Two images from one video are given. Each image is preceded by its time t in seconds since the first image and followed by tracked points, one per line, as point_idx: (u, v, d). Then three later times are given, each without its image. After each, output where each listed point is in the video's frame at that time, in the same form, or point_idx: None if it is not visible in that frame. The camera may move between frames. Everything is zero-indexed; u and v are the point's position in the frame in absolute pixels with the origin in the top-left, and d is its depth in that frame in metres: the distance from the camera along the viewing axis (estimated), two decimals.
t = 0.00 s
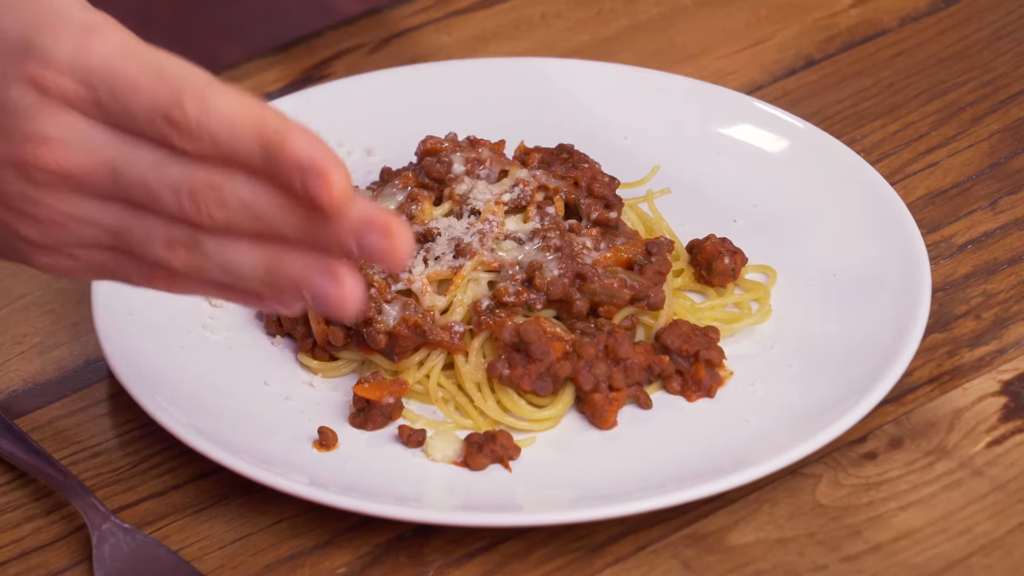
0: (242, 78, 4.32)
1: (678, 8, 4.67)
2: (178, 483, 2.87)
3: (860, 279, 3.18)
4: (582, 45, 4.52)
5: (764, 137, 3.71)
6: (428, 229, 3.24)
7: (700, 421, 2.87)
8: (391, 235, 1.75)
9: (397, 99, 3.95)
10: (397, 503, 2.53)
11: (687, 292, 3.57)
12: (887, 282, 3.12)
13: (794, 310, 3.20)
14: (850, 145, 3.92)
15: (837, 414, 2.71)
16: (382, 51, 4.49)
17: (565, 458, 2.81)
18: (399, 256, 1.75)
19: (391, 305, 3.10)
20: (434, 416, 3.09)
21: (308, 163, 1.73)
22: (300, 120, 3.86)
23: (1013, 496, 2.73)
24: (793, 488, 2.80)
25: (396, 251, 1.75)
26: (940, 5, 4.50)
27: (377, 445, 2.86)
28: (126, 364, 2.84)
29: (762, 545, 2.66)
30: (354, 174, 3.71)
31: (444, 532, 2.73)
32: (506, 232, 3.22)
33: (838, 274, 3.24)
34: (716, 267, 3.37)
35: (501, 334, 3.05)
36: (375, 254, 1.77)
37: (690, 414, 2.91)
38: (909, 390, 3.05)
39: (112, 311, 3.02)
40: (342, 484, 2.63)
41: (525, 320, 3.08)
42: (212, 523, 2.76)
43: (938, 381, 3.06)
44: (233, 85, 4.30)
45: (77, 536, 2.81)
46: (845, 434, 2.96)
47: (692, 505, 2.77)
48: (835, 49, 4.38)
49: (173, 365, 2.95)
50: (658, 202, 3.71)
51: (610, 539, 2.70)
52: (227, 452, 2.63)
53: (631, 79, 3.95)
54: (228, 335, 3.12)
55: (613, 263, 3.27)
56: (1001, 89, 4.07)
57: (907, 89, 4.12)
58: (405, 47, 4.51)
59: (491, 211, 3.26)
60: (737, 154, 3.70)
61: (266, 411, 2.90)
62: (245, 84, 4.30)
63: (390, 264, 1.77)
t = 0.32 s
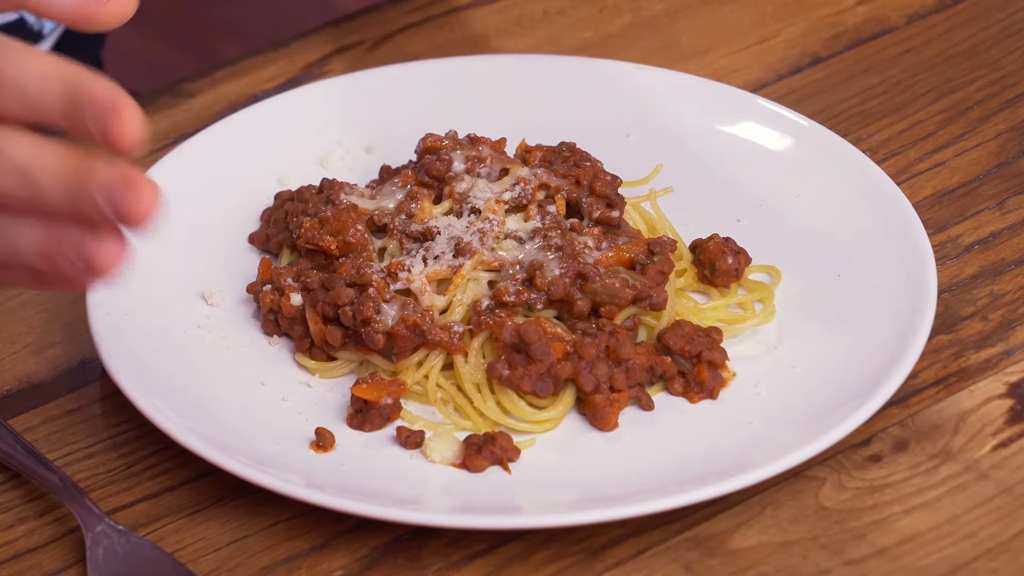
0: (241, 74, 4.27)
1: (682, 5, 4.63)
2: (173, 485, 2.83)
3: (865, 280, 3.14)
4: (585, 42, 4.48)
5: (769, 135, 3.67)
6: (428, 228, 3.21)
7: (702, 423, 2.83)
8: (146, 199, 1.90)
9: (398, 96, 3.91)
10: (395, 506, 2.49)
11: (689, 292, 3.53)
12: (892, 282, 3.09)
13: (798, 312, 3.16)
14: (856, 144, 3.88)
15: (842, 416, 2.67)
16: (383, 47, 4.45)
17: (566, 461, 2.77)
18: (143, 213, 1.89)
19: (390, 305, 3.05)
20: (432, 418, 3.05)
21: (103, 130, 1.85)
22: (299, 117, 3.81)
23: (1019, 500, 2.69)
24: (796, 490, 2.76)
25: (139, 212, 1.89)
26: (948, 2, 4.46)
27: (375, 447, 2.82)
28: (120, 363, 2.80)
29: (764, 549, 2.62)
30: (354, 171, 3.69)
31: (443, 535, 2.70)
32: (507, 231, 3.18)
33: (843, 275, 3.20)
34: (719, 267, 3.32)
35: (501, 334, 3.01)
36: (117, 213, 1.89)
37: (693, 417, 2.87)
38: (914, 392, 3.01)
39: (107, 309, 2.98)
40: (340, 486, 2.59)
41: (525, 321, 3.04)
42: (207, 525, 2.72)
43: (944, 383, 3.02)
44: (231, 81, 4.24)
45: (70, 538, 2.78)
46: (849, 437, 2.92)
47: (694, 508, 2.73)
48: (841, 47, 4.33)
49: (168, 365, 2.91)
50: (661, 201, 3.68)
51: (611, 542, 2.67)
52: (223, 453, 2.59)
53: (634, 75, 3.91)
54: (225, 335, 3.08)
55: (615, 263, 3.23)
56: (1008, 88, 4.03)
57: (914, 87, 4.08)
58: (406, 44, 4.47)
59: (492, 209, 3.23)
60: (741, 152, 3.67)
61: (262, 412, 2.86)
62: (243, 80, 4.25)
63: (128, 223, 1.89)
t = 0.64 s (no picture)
0: (236, 70, 4.23)
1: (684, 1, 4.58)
2: (167, 486, 2.78)
3: (870, 279, 3.10)
4: (585, 38, 4.43)
5: (772, 132, 3.63)
6: (425, 226, 3.15)
7: (704, 425, 2.78)
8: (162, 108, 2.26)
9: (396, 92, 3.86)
10: (392, 508, 2.45)
11: (692, 292, 3.45)
12: (897, 281, 3.04)
13: (802, 311, 3.11)
14: (861, 141, 3.83)
15: (846, 417, 2.63)
16: (380, 42, 4.40)
17: (566, 463, 2.72)
18: (164, 118, 2.26)
19: (387, 304, 3.00)
20: (430, 419, 3.01)
21: (170, 38, 2.11)
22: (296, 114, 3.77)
23: None
24: (799, 493, 2.71)
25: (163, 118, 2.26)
26: None
27: (372, 449, 2.77)
28: (113, 364, 2.76)
29: (767, 552, 2.57)
30: (351, 168, 3.63)
31: (440, 538, 2.65)
32: (506, 229, 3.14)
33: (847, 274, 3.15)
34: (720, 266, 3.28)
35: (500, 333, 2.96)
36: (143, 119, 2.26)
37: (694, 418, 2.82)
38: (920, 392, 2.96)
39: (99, 309, 2.94)
40: (336, 488, 2.54)
41: (525, 320, 2.99)
42: (201, 528, 2.68)
43: (950, 384, 2.97)
44: (227, 77, 4.19)
45: (62, 541, 2.73)
46: (854, 438, 2.87)
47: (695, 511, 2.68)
48: (846, 42, 4.28)
49: (161, 365, 2.87)
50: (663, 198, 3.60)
51: (611, 545, 2.62)
52: (216, 455, 2.55)
53: (635, 72, 3.86)
54: (219, 335, 3.04)
55: (616, 262, 3.18)
56: (1015, 84, 3.99)
57: (920, 84, 4.04)
58: (404, 39, 4.42)
59: (491, 207, 3.17)
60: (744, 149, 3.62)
61: (256, 413, 2.81)
62: (238, 77, 4.19)
63: (152, 127, 2.27)
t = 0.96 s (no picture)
0: (230, 65, 4.17)
1: None
2: (159, 489, 2.73)
3: (875, 279, 3.04)
4: (586, 33, 4.37)
5: (776, 130, 3.57)
6: (422, 224, 3.09)
7: (707, 427, 2.73)
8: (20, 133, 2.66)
9: (394, 87, 3.80)
10: (389, 512, 2.39)
11: (694, 292, 3.38)
12: (903, 282, 2.99)
13: (807, 312, 3.06)
14: (867, 138, 3.78)
15: (850, 420, 2.57)
16: (377, 36, 4.34)
17: (566, 466, 2.67)
18: None
19: (383, 303, 2.96)
20: (427, 421, 2.96)
21: None
22: (291, 110, 3.71)
23: None
24: (803, 497, 2.66)
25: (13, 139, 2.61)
26: None
27: (368, 451, 2.72)
28: (104, 365, 2.71)
29: (770, 557, 2.52)
30: (348, 165, 3.57)
31: (438, 542, 2.60)
32: (505, 227, 3.08)
33: (852, 274, 3.09)
34: (724, 266, 3.22)
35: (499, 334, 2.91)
36: None
37: (696, 420, 2.77)
38: (927, 395, 2.91)
39: (90, 309, 2.88)
40: (331, 491, 2.49)
41: (524, 320, 2.93)
42: (194, 531, 2.63)
43: (957, 386, 2.92)
44: (221, 72, 4.14)
45: (52, 545, 2.68)
46: (859, 441, 2.81)
47: (698, 514, 2.63)
48: (851, 38, 4.22)
49: (153, 366, 2.81)
50: (664, 196, 3.54)
51: (611, 550, 2.57)
52: (210, 457, 2.49)
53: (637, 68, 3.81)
54: (212, 335, 2.98)
55: (617, 261, 3.12)
56: None
57: (926, 80, 3.98)
58: (401, 33, 4.36)
59: (490, 205, 3.11)
60: (748, 147, 3.57)
61: (250, 415, 2.76)
62: (232, 72, 4.14)
63: None
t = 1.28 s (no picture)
0: (225, 60, 4.12)
1: None
2: (152, 492, 2.68)
3: (882, 280, 2.99)
4: (588, 27, 4.31)
5: (782, 127, 3.52)
6: (421, 222, 3.04)
7: (710, 429, 2.68)
8: None
9: (393, 83, 3.75)
10: (386, 516, 2.34)
11: (697, 292, 3.32)
12: (911, 282, 2.93)
13: (812, 312, 3.00)
14: (874, 136, 3.72)
15: (856, 424, 2.52)
16: (375, 31, 4.29)
17: (567, 469, 2.62)
18: None
19: (381, 303, 2.90)
20: (425, 422, 2.90)
21: None
22: (288, 106, 3.66)
23: None
24: (808, 501, 2.60)
25: None
26: None
27: (365, 454, 2.66)
28: (95, 364, 2.65)
29: (775, 563, 2.47)
30: (344, 162, 3.52)
31: (436, 546, 2.54)
32: (505, 226, 3.02)
33: (859, 274, 3.04)
34: (729, 265, 3.16)
35: (499, 335, 2.85)
36: None
37: (700, 422, 2.71)
38: (934, 397, 2.85)
39: (82, 308, 2.83)
40: (327, 494, 2.43)
41: (524, 321, 2.87)
42: (187, 536, 2.57)
43: (965, 388, 2.86)
44: (216, 67, 4.08)
45: (42, 549, 2.62)
46: (865, 444, 2.76)
47: (702, 519, 2.58)
48: (857, 33, 4.17)
49: (145, 366, 2.76)
50: (667, 194, 3.48)
51: (613, 555, 2.51)
52: (204, 460, 2.44)
53: (641, 64, 3.75)
54: (206, 335, 2.93)
55: (619, 260, 3.06)
56: None
57: (935, 76, 3.92)
58: (399, 27, 4.30)
59: (490, 203, 3.06)
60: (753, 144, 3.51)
61: (245, 417, 2.70)
62: (226, 67, 4.08)
63: None
